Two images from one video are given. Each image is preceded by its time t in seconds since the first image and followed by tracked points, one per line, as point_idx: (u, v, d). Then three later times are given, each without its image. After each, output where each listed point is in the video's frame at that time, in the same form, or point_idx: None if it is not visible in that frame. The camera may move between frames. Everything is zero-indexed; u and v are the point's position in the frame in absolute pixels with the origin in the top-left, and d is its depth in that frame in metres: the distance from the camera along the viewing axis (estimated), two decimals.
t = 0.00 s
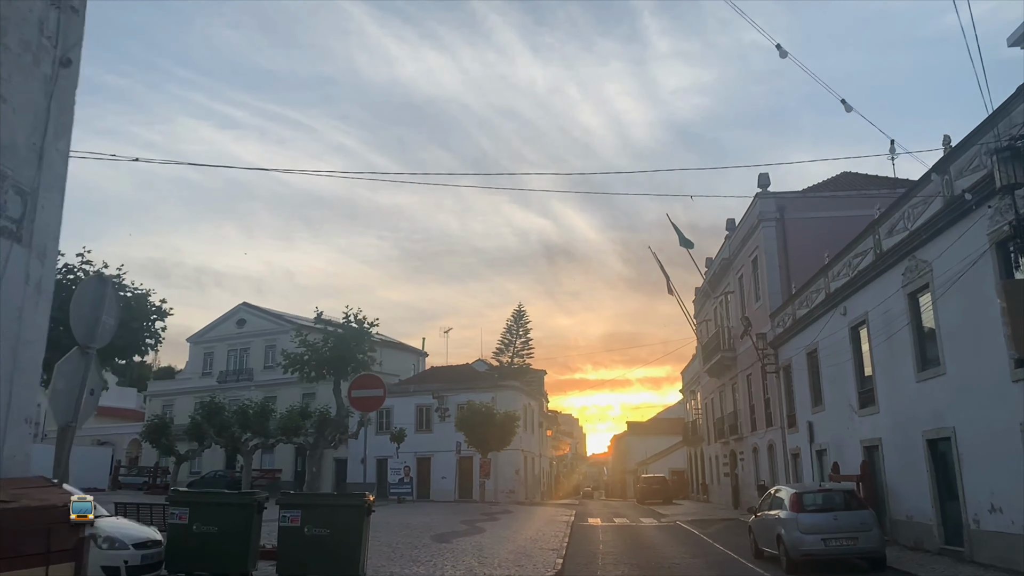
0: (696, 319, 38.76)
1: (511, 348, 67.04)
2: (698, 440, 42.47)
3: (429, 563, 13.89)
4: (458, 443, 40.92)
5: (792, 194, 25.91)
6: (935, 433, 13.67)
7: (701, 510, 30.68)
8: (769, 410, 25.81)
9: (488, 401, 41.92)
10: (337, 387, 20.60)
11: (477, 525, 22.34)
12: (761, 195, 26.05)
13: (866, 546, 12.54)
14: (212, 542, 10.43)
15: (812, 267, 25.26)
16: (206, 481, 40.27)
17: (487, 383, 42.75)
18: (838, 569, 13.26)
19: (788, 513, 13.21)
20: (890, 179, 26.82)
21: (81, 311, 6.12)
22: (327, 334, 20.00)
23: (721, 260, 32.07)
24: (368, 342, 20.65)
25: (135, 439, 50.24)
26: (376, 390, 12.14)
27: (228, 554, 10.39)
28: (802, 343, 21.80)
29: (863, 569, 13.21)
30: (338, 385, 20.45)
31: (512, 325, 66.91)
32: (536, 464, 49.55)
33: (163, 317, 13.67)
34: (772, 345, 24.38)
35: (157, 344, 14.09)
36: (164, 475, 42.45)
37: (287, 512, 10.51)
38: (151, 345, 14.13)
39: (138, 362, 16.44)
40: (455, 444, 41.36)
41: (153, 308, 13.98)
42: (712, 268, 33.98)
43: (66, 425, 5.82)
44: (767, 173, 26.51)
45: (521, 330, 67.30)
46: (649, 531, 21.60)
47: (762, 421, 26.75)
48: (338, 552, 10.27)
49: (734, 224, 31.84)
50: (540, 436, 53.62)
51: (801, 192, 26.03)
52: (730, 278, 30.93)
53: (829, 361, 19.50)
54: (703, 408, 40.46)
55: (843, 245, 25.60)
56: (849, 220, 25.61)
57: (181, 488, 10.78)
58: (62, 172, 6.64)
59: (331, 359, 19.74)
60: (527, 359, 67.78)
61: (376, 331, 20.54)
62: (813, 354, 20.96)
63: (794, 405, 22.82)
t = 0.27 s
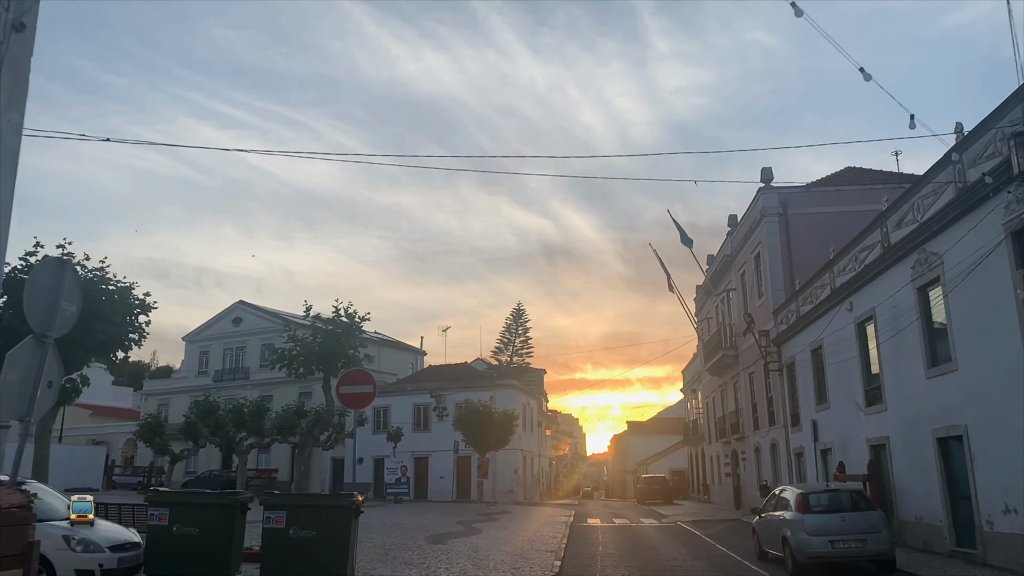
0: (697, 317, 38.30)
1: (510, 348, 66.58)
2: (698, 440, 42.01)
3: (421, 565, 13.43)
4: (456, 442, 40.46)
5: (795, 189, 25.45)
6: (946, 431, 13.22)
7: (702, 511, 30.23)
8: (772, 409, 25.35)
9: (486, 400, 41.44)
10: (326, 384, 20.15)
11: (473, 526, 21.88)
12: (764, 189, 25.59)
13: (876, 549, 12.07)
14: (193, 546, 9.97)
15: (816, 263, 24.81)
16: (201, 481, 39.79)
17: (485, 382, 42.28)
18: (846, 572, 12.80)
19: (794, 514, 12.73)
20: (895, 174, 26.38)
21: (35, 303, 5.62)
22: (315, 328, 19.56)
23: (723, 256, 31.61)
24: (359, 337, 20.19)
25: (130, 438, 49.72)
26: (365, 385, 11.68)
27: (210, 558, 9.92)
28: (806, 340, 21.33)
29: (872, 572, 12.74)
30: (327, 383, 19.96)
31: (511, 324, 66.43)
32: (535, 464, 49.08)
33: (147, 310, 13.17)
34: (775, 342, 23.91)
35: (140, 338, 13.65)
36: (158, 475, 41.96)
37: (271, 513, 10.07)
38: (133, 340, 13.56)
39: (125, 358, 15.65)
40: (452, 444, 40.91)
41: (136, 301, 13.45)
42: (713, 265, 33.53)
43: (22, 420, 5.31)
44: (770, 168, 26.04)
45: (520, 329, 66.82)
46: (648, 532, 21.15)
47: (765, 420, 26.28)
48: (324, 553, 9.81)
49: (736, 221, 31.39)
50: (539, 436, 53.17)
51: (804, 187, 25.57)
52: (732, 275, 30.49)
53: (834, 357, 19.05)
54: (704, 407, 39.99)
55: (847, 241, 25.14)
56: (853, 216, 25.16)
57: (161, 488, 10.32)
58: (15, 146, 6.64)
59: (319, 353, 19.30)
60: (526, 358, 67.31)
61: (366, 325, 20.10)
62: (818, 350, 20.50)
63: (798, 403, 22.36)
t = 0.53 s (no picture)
0: (698, 315, 37.84)
1: (509, 347, 66.11)
2: (698, 439, 41.57)
3: (414, 567, 12.99)
4: (454, 442, 40.01)
5: (798, 184, 24.99)
6: (957, 430, 12.77)
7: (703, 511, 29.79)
8: (774, 407, 24.92)
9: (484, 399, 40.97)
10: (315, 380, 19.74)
11: (469, 526, 21.45)
12: (766, 184, 25.13)
13: (885, 551, 11.64)
14: (172, 549, 9.53)
15: (819, 259, 24.36)
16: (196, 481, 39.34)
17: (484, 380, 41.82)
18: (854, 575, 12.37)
19: (801, 515, 12.29)
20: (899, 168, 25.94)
21: None
22: (304, 322, 19.15)
23: (724, 253, 31.16)
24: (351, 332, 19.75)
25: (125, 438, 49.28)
26: (354, 379, 11.23)
27: (190, 561, 9.49)
28: (809, 337, 20.88)
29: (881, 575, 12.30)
30: (314, 378, 19.60)
31: (510, 323, 65.96)
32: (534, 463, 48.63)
33: (131, 305, 12.68)
34: (778, 339, 23.47)
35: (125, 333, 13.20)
36: (153, 474, 41.49)
37: (253, 515, 9.62)
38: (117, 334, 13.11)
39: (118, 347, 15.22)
40: (450, 443, 40.46)
41: (119, 294, 12.94)
42: (714, 262, 33.08)
43: None
44: (772, 162, 25.58)
45: (520, 328, 66.36)
46: (648, 532, 20.72)
47: (767, 418, 25.84)
48: (310, 554, 9.37)
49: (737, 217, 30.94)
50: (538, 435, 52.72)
51: (807, 182, 25.12)
52: (734, 272, 30.03)
53: (839, 354, 18.60)
54: (704, 406, 39.55)
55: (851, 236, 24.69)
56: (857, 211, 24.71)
57: (139, 488, 9.88)
58: None
59: (307, 348, 18.90)
60: (525, 357, 66.85)
61: (356, 319, 19.69)
62: (821, 347, 20.05)
63: (801, 401, 21.91)
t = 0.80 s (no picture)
0: (698, 312, 37.40)
1: (508, 345, 65.67)
2: (699, 438, 41.13)
3: (406, 569, 12.57)
4: (452, 441, 39.58)
5: (801, 178, 24.56)
6: (968, 428, 12.35)
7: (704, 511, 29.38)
8: (777, 406, 24.50)
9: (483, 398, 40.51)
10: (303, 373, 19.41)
11: (466, 526, 21.03)
12: (768, 178, 24.70)
13: (895, 553, 11.21)
14: (149, 551, 9.12)
15: (822, 254, 23.94)
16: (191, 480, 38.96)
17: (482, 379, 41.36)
18: None
19: (807, 516, 11.87)
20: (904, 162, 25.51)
21: None
22: (293, 315, 18.76)
23: (725, 249, 30.73)
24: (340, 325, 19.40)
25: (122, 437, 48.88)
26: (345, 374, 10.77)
27: (169, 563, 9.06)
28: (813, 333, 20.46)
29: None
30: (304, 373, 19.25)
31: (509, 321, 65.52)
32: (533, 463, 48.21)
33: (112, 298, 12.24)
34: (780, 336, 23.04)
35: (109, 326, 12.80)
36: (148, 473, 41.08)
37: (236, 515, 9.20)
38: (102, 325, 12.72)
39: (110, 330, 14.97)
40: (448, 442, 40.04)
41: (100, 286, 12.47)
42: (715, 259, 32.65)
43: None
44: (775, 156, 25.14)
45: (519, 326, 65.90)
46: (649, 533, 20.31)
47: (769, 417, 25.41)
48: (295, 557, 8.94)
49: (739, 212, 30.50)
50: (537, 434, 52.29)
51: (810, 176, 24.68)
52: (735, 268, 29.60)
53: (843, 350, 18.18)
54: (705, 404, 39.11)
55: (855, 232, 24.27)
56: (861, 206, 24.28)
57: (117, 487, 9.48)
58: None
59: (296, 342, 18.52)
60: (524, 356, 66.39)
61: (346, 313, 19.33)
62: (825, 344, 19.62)
63: (805, 398, 21.49)
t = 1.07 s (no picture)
0: (700, 310, 36.93)
1: (507, 344, 65.21)
2: (699, 437, 40.68)
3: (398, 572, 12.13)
4: (449, 440, 39.12)
5: (805, 172, 24.11)
6: (981, 426, 11.91)
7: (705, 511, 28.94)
8: (780, 404, 24.05)
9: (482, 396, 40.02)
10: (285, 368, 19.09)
11: (462, 526, 20.61)
12: (771, 173, 24.25)
13: (907, 554, 10.76)
14: (125, 554, 8.66)
15: (826, 250, 23.48)
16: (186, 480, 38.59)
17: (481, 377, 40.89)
18: None
19: (814, 517, 11.42)
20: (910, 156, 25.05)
21: None
22: (280, 310, 18.36)
23: (727, 245, 30.28)
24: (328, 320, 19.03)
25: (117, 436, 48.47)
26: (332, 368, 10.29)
27: (147, 567, 8.61)
28: (817, 330, 20.00)
29: None
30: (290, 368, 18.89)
31: (508, 320, 65.04)
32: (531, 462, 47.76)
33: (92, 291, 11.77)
34: (783, 333, 22.58)
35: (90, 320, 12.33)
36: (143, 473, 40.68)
37: (216, 517, 8.76)
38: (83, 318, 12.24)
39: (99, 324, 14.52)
40: (446, 441, 39.58)
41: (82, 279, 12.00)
42: (717, 256, 32.20)
43: None
44: (777, 150, 24.69)
45: (518, 325, 65.43)
46: (649, 533, 19.86)
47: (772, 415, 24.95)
48: (277, 560, 8.49)
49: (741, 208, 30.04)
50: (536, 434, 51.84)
51: (814, 170, 24.23)
52: (737, 265, 29.16)
53: (849, 347, 17.71)
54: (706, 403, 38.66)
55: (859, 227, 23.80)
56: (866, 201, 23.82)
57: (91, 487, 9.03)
58: None
59: (283, 337, 18.12)
60: (524, 355, 65.91)
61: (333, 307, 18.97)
62: (830, 340, 19.16)
63: (809, 396, 21.04)
